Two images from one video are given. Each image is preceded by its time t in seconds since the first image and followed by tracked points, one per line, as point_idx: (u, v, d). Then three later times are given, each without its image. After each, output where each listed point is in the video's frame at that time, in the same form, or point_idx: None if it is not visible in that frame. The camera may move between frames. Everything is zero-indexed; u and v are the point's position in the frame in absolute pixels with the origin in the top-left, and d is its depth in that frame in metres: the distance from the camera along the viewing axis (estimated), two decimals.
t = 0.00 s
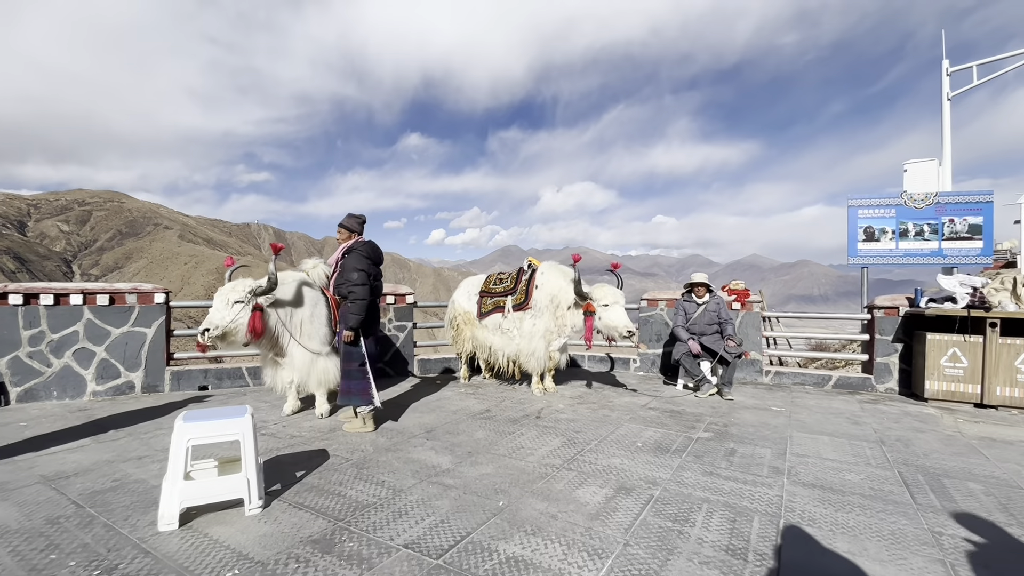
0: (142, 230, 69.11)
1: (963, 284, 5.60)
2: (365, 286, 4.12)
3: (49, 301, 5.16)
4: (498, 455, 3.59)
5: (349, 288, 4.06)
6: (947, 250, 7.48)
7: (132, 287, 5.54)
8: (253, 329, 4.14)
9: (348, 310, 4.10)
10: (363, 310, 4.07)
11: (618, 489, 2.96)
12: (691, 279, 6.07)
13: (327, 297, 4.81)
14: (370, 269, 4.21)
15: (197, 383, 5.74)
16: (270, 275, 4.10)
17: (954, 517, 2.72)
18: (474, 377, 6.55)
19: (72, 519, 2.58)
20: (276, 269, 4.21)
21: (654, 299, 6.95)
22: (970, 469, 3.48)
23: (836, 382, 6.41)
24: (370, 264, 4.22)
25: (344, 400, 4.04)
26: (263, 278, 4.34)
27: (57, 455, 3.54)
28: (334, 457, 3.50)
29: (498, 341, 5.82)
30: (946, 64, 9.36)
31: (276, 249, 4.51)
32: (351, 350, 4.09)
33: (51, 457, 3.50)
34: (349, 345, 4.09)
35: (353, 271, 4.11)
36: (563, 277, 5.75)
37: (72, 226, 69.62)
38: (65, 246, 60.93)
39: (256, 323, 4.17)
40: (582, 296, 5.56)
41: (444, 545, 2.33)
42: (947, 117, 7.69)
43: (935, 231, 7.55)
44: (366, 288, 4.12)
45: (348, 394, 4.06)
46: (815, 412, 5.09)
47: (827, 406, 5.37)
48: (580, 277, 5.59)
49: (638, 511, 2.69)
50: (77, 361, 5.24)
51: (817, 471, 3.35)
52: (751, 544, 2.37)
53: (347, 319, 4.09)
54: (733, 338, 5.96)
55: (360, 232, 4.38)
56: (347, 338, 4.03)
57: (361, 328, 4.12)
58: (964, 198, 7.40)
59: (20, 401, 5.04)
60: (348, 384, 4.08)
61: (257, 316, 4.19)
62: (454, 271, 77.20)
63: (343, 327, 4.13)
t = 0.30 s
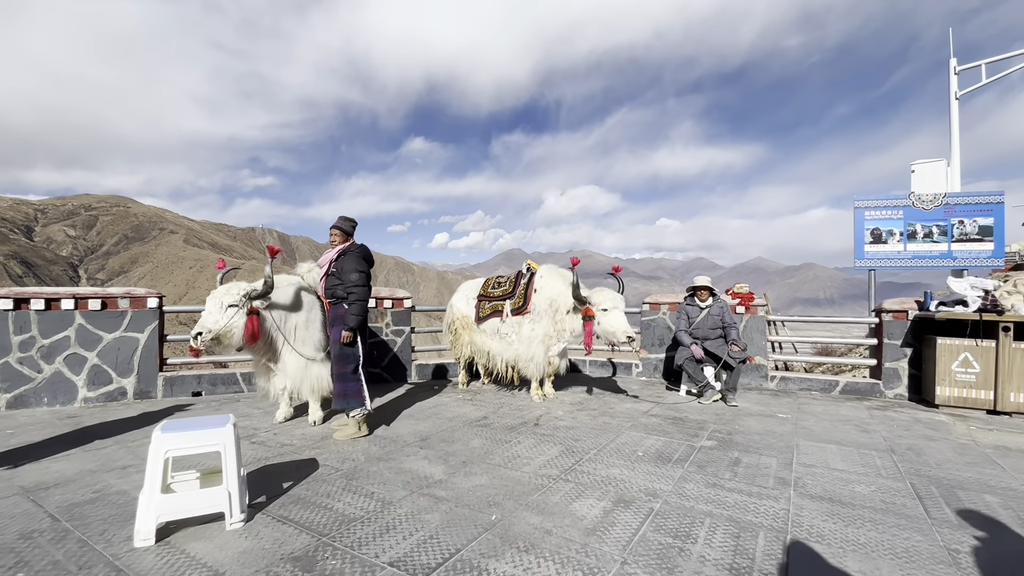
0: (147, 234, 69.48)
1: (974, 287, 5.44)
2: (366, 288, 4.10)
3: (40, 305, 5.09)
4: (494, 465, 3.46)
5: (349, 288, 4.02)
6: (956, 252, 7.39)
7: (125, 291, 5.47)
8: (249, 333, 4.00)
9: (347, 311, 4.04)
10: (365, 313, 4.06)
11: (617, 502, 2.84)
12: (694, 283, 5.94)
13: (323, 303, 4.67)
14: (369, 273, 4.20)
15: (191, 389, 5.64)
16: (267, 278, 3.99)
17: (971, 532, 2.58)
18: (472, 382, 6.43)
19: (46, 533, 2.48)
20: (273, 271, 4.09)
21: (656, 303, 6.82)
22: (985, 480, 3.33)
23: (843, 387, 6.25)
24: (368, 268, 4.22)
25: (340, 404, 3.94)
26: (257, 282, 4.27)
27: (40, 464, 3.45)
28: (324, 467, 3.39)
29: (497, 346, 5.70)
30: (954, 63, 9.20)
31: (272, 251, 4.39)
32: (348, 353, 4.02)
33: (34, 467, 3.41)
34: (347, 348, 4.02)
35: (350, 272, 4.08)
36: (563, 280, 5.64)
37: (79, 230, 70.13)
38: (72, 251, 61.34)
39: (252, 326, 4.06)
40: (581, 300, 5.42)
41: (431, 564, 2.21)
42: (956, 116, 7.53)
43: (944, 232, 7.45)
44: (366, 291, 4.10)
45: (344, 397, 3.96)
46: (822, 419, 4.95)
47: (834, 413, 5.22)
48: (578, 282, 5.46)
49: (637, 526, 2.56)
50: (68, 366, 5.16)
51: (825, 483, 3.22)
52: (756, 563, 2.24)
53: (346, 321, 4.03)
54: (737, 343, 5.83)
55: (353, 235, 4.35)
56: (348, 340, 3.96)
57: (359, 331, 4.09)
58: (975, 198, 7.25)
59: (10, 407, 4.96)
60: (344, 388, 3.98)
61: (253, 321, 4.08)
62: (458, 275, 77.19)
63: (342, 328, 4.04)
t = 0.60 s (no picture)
0: (158, 239, 70.22)
1: (990, 291, 5.28)
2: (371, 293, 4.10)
3: (48, 309, 5.11)
4: (497, 471, 3.41)
5: (355, 292, 4.01)
6: (970, 256, 7.27)
7: (132, 295, 5.48)
8: (257, 336, 4.03)
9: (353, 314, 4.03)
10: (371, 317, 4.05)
11: (622, 511, 2.77)
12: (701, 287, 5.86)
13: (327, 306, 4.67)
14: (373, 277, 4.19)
15: (196, 393, 5.64)
16: (276, 281, 3.99)
17: (991, 545, 2.49)
18: (477, 387, 6.39)
19: (45, 539, 2.46)
20: (282, 275, 4.10)
21: (663, 308, 6.74)
22: (1004, 490, 3.22)
23: (855, 394, 6.13)
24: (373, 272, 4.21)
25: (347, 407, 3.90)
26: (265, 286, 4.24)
27: (43, 468, 3.44)
28: (326, 473, 3.35)
29: (501, 350, 5.66)
30: (966, 64, 9.07)
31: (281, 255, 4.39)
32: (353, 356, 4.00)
33: (37, 471, 3.40)
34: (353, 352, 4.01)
35: (356, 275, 4.07)
36: (568, 284, 5.59)
37: (91, 235, 71.04)
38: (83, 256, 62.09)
39: (261, 330, 4.05)
40: (585, 304, 5.36)
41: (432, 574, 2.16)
42: (968, 118, 7.43)
43: (958, 235, 7.31)
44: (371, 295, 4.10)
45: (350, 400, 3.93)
46: (834, 426, 4.84)
47: (845, 420, 5.11)
48: (583, 286, 5.39)
49: (643, 536, 2.50)
50: (74, 370, 5.17)
51: (838, 492, 3.13)
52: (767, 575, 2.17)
53: (352, 324, 4.02)
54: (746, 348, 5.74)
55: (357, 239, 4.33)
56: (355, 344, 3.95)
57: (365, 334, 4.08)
58: (989, 201, 7.16)
59: (17, 410, 4.98)
60: (351, 391, 3.95)
61: (262, 324, 4.08)
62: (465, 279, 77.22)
63: (348, 331, 4.03)
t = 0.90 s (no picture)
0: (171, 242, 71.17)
1: (1009, 298, 5.20)
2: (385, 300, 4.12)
3: (64, 311, 5.18)
4: (507, 477, 3.39)
5: (370, 300, 4.03)
6: (988, 262, 7.08)
7: (146, 298, 5.55)
8: (274, 340, 4.06)
9: (367, 321, 4.05)
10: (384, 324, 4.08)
11: (634, 519, 2.74)
12: (713, 292, 5.81)
13: (340, 310, 4.70)
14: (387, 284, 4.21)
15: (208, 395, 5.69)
16: (293, 285, 4.02)
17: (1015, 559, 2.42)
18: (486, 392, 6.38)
19: (60, 540, 2.48)
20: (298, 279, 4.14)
21: (674, 313, 6.69)
22: None
23: (870, 401, 6.03)
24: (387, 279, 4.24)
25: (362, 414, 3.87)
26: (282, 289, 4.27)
27: (59, 469, 3.48)
28: (337, 477, 3.35)
29: (511, 355, 5.65)
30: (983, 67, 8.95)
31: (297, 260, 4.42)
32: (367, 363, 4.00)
33: (53, 472, 3.44)
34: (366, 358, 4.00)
35: (371, 283, 4.09)
36: (579, 289, 5.57)
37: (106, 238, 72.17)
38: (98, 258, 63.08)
39: (277, 334, 4.08)
40: (595, 310, 5.33)
41: None
42: (986, 122, 7.29)
43: (975, 241, 7.18)
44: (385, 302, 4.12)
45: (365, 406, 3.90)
46: (849, 434, 4.76)
47: (861, 428, 5.03)
48: (593, 291, 5.37)
49: (656, 545, 2.46)
50: (90, 371, 5.24)
51: (854, 502, 3.08)
52: None
53: (366, 331, 4.03)
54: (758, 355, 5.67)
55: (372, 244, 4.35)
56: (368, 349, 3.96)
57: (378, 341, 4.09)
58: (1004, 206, 7.08)
59: (33, 411, 5.05)
60: (365, 396, 3.92)
61: (277, 328, 4.11)
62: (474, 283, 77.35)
63: (362, 338, 4.04)
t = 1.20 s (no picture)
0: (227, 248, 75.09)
1: None
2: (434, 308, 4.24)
3: (134, 313, 5.55)
4: (550, 482, 3.37)
5: (422, 307, 4.11)
6: None
7: (206, 300, 5.86)
8: (326, 342, 4.22)
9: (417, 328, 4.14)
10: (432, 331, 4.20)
11: (683, 530, 2.66)
12: (763, 295, 5.59)
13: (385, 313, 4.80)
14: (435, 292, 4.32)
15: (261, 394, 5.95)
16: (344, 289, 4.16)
17: None
18: (527, 395, 6.37)
19: (131, 528, 2.64)
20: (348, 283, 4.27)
21: (721, 317, 6.48)
22: None
23: (938, 413, 5.63)
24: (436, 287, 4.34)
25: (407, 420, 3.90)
26: (333, 293, 4.42)
27: (129, 461, 3.71)
28: (384, 476, 3.43)
29: (553, 359, 5.61)
30: None
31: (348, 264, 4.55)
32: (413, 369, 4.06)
33: (124, 463, 3.69)
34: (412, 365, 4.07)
35: (423, 291, 4.18)
36: (621, 292, 5.48)
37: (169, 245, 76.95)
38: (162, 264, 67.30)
39: (328, 336, 4.24)
40: (637, 313, 5.23)
41: None
42: None
43: None
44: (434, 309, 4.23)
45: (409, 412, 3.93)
46: (915, 447, 4.46)
47: (928, 441, 4.70)
48: (635, 294, 5.26)
49: (707, 557, 2.37)
50: (156, 369, 5.59)
51: (924, 520, 2.87)
52: None
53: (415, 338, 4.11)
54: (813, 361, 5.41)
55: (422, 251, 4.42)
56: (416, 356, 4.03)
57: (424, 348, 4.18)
58: None
59: (106, 406, 5.43)
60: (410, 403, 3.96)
61: (329, 330, 4.26)
62: (513, 286, 77.58)
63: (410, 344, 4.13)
